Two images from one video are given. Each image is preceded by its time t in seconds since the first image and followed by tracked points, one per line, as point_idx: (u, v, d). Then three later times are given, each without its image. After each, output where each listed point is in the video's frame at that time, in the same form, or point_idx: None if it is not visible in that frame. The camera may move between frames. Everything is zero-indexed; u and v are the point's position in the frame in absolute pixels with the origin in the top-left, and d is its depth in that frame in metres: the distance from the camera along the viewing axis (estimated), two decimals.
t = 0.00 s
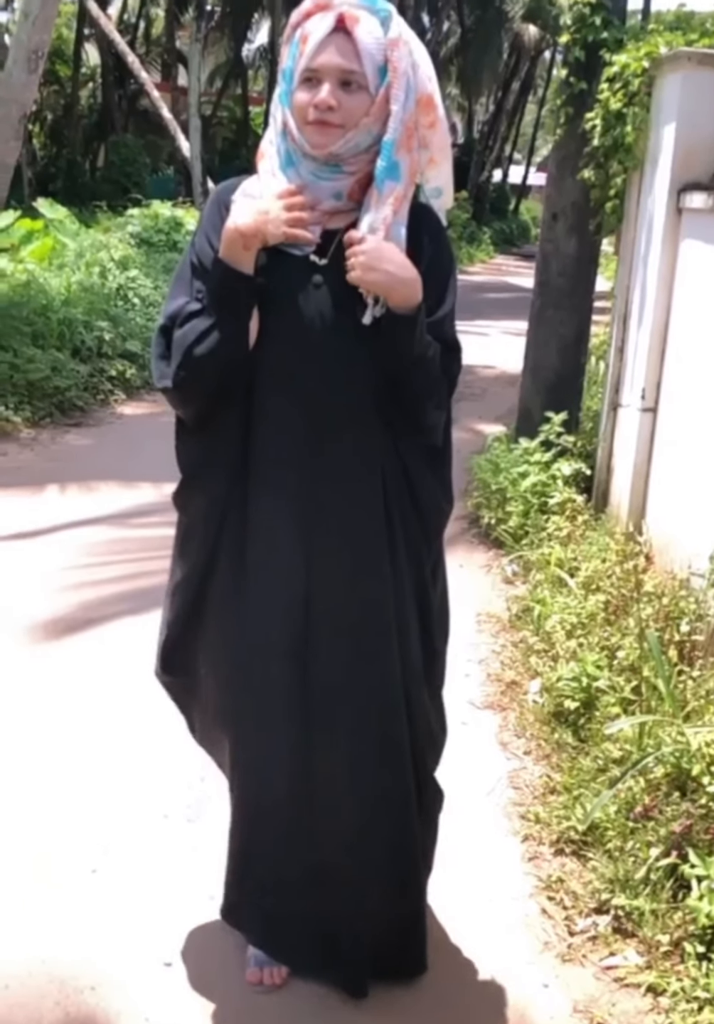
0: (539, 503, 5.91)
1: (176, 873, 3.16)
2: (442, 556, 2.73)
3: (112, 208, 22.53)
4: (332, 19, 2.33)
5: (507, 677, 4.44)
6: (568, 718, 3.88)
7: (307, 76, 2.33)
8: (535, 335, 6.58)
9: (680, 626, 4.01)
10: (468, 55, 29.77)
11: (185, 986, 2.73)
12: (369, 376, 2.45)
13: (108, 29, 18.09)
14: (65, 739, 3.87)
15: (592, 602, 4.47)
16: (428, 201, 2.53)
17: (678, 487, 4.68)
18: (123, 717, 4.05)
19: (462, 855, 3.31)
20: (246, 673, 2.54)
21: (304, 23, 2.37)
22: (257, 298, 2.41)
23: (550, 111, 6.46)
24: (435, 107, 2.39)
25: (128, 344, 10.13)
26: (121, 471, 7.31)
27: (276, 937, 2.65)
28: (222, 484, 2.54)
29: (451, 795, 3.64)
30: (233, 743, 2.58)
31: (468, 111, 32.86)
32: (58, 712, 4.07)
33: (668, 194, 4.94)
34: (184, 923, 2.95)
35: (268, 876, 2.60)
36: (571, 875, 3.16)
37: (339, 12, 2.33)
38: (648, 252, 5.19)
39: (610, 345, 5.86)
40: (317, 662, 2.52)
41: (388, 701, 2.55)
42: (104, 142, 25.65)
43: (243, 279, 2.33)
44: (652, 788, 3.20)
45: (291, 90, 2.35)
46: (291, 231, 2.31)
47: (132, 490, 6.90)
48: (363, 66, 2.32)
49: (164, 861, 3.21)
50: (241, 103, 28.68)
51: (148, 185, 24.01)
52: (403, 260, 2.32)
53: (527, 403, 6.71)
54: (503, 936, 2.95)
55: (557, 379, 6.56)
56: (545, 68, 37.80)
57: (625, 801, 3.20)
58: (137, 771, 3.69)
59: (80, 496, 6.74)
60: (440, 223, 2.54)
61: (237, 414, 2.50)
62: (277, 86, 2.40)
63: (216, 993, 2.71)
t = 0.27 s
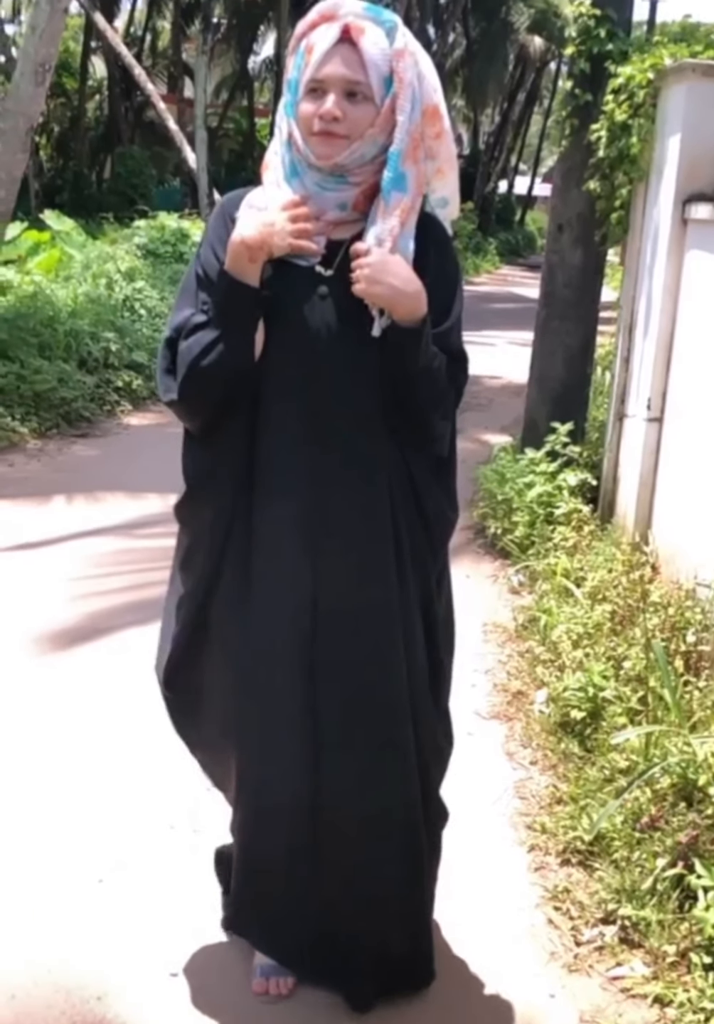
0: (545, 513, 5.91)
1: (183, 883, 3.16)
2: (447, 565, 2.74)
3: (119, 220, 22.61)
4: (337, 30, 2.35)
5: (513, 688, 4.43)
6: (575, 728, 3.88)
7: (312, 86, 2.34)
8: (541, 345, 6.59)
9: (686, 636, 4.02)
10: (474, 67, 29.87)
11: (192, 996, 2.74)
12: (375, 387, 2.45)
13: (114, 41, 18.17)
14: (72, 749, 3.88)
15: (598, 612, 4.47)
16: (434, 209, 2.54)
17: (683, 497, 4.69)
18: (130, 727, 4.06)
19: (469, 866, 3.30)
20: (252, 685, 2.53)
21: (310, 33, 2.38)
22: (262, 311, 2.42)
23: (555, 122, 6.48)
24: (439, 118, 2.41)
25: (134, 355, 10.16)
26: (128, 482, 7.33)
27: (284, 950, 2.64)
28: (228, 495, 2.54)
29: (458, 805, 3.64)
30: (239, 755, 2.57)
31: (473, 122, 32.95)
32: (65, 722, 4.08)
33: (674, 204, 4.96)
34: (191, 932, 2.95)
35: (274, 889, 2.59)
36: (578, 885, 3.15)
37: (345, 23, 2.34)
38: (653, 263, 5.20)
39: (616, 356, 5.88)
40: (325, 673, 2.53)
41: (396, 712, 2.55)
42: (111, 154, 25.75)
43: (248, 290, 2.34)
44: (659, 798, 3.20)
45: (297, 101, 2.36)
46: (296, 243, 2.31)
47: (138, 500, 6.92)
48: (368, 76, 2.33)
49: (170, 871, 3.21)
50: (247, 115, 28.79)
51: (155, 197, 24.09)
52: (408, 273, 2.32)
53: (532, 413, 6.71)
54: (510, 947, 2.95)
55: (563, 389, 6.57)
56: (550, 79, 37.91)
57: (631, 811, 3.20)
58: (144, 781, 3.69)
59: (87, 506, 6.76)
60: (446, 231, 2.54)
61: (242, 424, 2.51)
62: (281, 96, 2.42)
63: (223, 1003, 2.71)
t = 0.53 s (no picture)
0: (549, 523, 5.92)
1: (187, 892, 3.17)
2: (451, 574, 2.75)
3: (123, 231, 22.67)
4: (340, 41, 2.37)
5: (517, 697, 4.44)
6: (579, 737, 3.89)
7: (315, 97, 2.36)
8: (544, 355, 6.60)
9: (690, 646, 4.03)
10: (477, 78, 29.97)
11: (196, 1005, 2.74)
12: (376, 397, 2.46)
13: (119, 53, 18.24)
14: (76, 759, 3.89)
15: (602, 621, 4.48)
16: (438, 220, 2.54)
17: (685, 507, 4.71)
18: (135, 736, 4.07)
19: (473, 875, 3.30)
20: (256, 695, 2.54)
21: (313, 45, 2.41)
22: (266, 322, 2.44)
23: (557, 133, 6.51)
24: (444, 128, 2.41)
25: (139, 366, 10.19)
26: (132, 492, 7.34)
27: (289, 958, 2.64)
28: (232, 505, 2.55)
29: (463, 814, 3.64)
30: (244, 764, 2.56)
31: (477, 133, 33.04)
32: (70, 731, 4.09)
33: (676, 214, 4.98)
34: (196, 942, 2.96)
35: (278, 900, 2.58)
36: (582, 895, 3.15)
37: (348, 34, 2.37)
38: (656, 274, 5.22)
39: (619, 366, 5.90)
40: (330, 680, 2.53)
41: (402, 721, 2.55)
42: (116, 165, 25.84)
43: (251, 303, 2.35)
44: (663, 808, 3.21)
45: (300, 112, 2.38)
46: (300, 254, 2.32)
47: (143, 510, 6.93)
48: (372, 87, 2.35)
49: (175, 881, 3.22)
50: (251, 127, 28.90)
51: (160, 208, 24.17)
52: (411, 285, 2.33)
53: (535, 423, 6.72)
54: (514, 956, 2.95)
55: (566, 399, 6.58)
56: (553, 90, 38.01)
57: (636, 820, 3.20)
58: (149, 791, 3.70)
59: (92, 516, 6.78)
60: (450, 242, 2.54)
61: (244, 436, 2.52)
62: (285, 107, 2.44)
63: (227, 1012, 2.71)
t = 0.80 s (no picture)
0: (552, 532, 5.93)
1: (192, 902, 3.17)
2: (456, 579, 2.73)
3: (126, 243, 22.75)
4: (343, 53, 2.37)
5: (521, 706, 4.44)
6: (582, 747, 3.89)
7: (318, 109, 2.36)
8: (547, 365, 6.62)
9: (693, 655, 4.04)
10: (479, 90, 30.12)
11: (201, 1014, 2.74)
12: (380, 408, 2.46)
13: (123, 65, 18.32)
14: (81, 769, 3.89)
15: (605, 631, 4.48)
16: (441, 230, 2.55)
17: (687, 518, 4.73)
18: (139, 746, 4.08)
19: (478, 885, 3.30)
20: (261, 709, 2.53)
21: (316, 56, 2.41)
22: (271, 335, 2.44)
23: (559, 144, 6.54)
24: (448, 139, 2.41)
25: (142, 377, 10.22)
26: (136, 502, 7.36)
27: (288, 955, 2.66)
28: (235, 517, 2.54)
29: (466, 824, 3.64)
30: (248, 773, 2.55)
31: (479, 145, 33.16)
32: (77, 741, 4.10)
33: (678, 224, 5.00)
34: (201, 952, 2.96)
35: (286, 909, 2.59)
36: (586, 904, 3.16)
37: (350, 46, 2.37)
38: (658, 284, 5.24)
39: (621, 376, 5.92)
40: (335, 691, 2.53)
41: (405, 732, 2.53)
42: (119, 177, 25.94)
43: (256, 317, 2.34)
44: (666, 816, 3.21)
45: (303, 123, 2.38)
46: (304, 267, 2.32)
47: (147, 520, 6.95)
48: (374, 98, 2.35)
49: (180, 891, 3.22)
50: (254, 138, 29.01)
51: (163, 219, 24.25)
52: (414, 298, 2.33)
53: (538, 433, 6.73)
54: (517, 965, 2.95)
55: (569, 409, 6.60)
56: (555, 101, 38.13)
57: (639, 829, 3.20)
58: (153, 800, 3.70)
59: (96, 526, 6.80)
60: (453, 252, 2.54)
61: (247, 447, 2.52)
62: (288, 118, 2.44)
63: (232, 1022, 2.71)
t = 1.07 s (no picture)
0: (555, 541, 5.94)
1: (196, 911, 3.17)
2: (458, 584, 2.71)
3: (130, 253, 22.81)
4: (347, 62, 2.34)
5: (524, 715, 4.44)
6: (586, 755, 3.89)
7: (321, 119, 2.33)
8: (550, 374, 6.62)
9: (697, 664, 4.04)
10: (482, 99, 30.21)
11: None
12: (384, 419, 2.43)
13: (126, 76, 18.38)
14: (84, 778, 3.89)
15: (608, 640, 4.49)
16: (446, 238, 2.53)
17: (690, 527, 4.74)
18: (142, 755, 4.08)
19: (480, 895, 3.30)
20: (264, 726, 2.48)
21: (319, 66, 2.38)
22: (277, 348, 2.40)
23: (562, 154, 6.55)
24: (452, 147, 2.39)
25: (146, 386, 10.23)
26: (139, 511, 7.36)
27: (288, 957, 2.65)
28: (237, 529, 2.49)
29: (470, 833, 3.64)
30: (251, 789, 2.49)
31: (482, 154, 33.26)
32: (79, 750, 4.10)
33: (681, 234, 5.00)
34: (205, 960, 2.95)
35: (292, 920, 2.57)
36: (589, 912, 3.16)
37: (354, 54, 2.34)
38: (661, 294, 5.25)
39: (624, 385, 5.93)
40: (340, 703, 2.50)
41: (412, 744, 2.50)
42: (123, 187, 26.01)
43: (262, 328, 2.31)
44: (670, 825, 3.21)
45: (306, 133, 2.35)
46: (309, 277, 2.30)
47: (150, 529, 6.96)
48: (378, 108, 2.33)
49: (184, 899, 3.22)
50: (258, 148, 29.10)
51: (167, 229, 24.32)
52: (419, 309, 2.31)
53: (541, 442, 6.74)
54: (520, 973, 2.95)
55: (572, 418, 6.60)
56: (558, 111, 38.24)
57: (642, 838, 3.20)
58: (156, 809, 3.70)
59: (99, 535, 6.81)
60: (458, 260, 2.53)
61: (251, 458, 2.48)
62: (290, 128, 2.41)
63: None
